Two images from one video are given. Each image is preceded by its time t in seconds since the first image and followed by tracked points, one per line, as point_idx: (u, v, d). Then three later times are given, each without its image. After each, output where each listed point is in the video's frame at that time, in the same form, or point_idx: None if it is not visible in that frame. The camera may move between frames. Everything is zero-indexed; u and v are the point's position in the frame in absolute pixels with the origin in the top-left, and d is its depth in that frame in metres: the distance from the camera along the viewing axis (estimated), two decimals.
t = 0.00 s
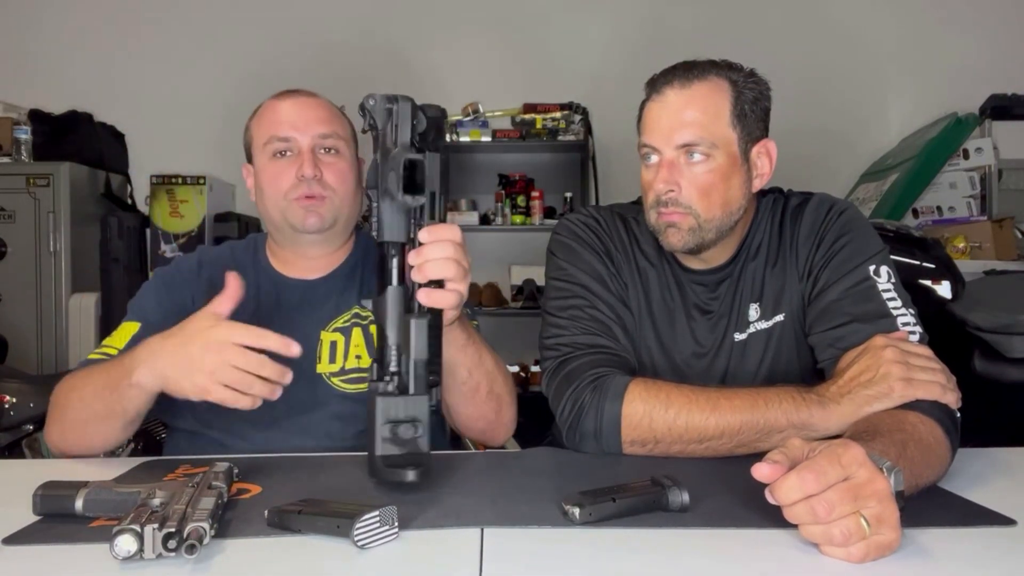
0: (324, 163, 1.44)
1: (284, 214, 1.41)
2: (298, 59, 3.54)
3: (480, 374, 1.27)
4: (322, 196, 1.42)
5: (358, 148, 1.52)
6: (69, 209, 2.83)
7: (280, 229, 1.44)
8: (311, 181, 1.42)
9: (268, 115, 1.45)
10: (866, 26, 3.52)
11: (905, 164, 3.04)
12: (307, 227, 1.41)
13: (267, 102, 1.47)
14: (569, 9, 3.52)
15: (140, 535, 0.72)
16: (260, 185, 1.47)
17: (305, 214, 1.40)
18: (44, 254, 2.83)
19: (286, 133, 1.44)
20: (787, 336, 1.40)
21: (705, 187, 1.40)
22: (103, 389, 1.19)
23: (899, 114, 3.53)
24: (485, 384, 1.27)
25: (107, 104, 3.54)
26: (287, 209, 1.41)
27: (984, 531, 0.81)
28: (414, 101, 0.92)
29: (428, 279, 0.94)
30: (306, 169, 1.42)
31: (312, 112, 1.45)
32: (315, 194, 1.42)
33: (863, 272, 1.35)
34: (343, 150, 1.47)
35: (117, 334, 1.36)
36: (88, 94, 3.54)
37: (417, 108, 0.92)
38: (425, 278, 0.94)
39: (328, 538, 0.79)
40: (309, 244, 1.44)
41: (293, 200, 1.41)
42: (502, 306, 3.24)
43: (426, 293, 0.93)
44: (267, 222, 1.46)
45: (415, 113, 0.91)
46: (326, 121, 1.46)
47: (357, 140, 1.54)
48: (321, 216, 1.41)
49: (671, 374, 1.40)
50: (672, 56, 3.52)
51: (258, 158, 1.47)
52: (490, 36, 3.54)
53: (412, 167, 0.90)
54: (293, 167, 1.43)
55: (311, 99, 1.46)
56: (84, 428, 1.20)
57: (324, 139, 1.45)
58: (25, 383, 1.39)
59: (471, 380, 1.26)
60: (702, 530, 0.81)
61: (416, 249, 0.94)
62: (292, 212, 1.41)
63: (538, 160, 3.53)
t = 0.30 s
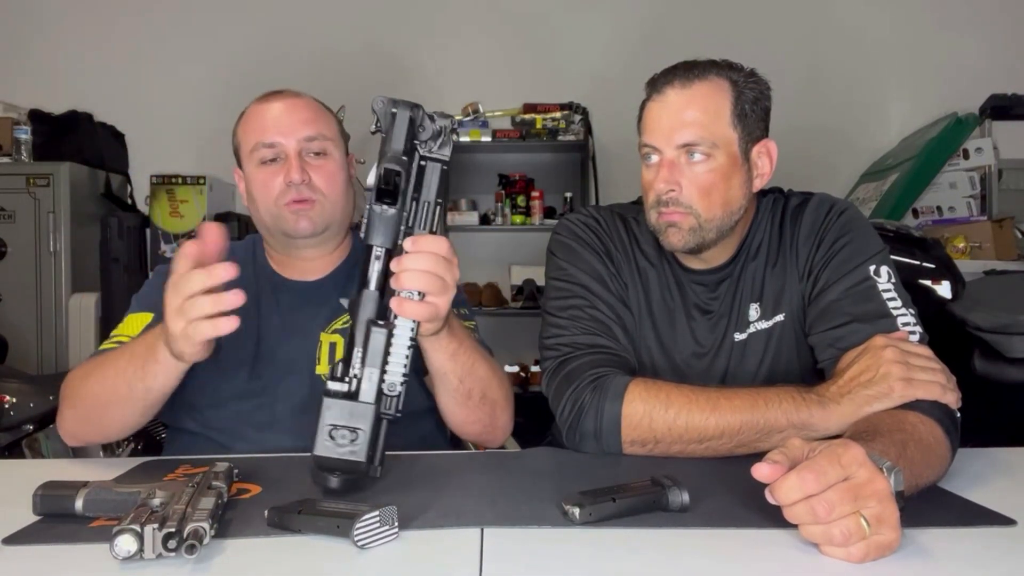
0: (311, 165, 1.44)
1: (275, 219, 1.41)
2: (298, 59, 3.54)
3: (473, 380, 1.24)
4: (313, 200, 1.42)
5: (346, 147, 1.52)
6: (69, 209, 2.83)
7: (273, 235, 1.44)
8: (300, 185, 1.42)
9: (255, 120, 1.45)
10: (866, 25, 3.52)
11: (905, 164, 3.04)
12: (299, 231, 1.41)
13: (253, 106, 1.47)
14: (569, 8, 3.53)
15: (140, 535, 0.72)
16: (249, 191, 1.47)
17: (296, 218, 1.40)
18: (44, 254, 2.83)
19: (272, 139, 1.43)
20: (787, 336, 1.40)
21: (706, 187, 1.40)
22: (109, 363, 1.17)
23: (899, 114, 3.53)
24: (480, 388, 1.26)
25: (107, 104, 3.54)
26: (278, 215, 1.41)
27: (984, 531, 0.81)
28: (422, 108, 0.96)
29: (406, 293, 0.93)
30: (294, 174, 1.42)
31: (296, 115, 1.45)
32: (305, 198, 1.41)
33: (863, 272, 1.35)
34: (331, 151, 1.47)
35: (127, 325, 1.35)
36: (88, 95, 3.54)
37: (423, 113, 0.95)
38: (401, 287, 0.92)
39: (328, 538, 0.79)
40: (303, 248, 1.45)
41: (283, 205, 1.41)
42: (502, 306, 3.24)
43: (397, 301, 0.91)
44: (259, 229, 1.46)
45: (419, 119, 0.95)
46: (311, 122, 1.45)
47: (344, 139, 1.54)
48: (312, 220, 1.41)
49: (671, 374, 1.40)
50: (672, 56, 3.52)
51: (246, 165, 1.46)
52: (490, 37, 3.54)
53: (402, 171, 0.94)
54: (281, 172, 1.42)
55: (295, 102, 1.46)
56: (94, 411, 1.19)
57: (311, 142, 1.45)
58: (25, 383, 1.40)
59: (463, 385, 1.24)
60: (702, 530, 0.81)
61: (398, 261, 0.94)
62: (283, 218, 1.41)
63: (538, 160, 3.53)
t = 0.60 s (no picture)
0: (311, 160, 1.45)
1: (274, 213, 1.43)
2: (298, 59, 3.54)
3: (462, 373, 1.24)
4: (312, 192, 1.42)
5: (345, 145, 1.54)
6: (69, 209, 2.83)
7: (273, 228, 1.45)
8: (300, 177, 1.43)
9: (254, 117, 1.46)
10: (867, 25, 3.52)
11: (905, 164, 3.04)
12: (298, 224, 1.42)
13: (254, 105, 1.48)
14: (569, 8, 3.53)
15: (140, 535, 0.72)
16: (249, 185, 1.48)
17: (295, 210, 1.41)
18: (44, 254, 2.83)
19: (273, 134, 1.45)
20: (787, 336, 1.40)
21: (706, 187, 1.40)
22: (121, 347, 1.20)
23: (899, 114, 3.53)
24: (472, 380, 1.26)
25: (106, 104, 3.54)
26: (278, 207, 1.42)
27: (983, 531, 0.81)
28: (429, 99, 0.94)
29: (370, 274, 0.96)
30: (294, 166, 1.43)
31: (296, 111, 1.46)
32: (304, 190, 1.42)
33: (863, 272, 1.35)
34: (330, 146, 1.48)
35: (133, 309, 1.35)
36: (88, 94, 3.54)
37: (430, 107, 0.94)
38: (361, 266, 0.96)
39: (328, 538, 0.79)
40: (300, 242, 1.46)
41: (284, 197, 1.42)
42: (502, 306, 3.24)
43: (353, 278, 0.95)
44: (259, 222, 1.47)
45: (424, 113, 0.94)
46: (310, 119, 1.47)
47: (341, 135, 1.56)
48: (311, 212, 1.42)
49: (672, 374, 1.40)
50: (672, 56, 3.52)
51: (246, 161, 1.48)
52: (490, 36, 3.54)
53: (398, 163, 0.93)
54: (281, 166, 1.43)
55: (295, 99, 1.48)
56: (97, 392, 1.19)
57: (310, 137, 1.46)
58: (26, 384, 1.40)
59: (453, 377, 1.24)
60: (702, 530, 0.81)
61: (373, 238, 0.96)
62: (282, 210, 1.42)
63: (538, 160, 3.53)
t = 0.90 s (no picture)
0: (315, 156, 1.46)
1: (276, 205, 1.42)
2: (298, 58, 3.54)
3: (506, 363, 1.23)
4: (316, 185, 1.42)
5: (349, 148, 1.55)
6: (69, 209, 2.83)
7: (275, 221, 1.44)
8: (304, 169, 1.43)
9: (261, 118, 1.47)
10: (866, 25, 3.52)
11: (905, 164, 3.04)
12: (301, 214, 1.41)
13: (260, 107, 1.50)
14: (569, 8, 3.53)
15: (140, 535, 0.72)
16: (253, 182, 1.49)
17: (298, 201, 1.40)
18: (44, 254, 2.83)
19: (278, 130, 1.45)
20: (787, 336, 1.40)
21: (706, 187, 1.40)
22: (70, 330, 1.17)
23: (899, 114, 3.53)
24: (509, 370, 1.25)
25: (107, 104, 3.54)
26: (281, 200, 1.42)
27: (983, 531, 0.81)
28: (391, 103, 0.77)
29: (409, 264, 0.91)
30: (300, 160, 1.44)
31: (302, 111, 1.48)
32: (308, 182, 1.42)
33: (863, 272, 1.35)
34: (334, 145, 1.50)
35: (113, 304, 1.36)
36: (88, 94, 3.54)
37: (392, 111, 0.77)
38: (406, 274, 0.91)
39: (328, 538, 0.79)
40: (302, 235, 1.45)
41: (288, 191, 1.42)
42: (502, 306, 3.24)
43: (403, 286, 0.90)
44: (261, 217, 1.46)
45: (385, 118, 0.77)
46: (316, 119, 1.48)
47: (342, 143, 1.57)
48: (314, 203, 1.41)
49: (671, 374, 1.40)
50: (671, 56, 3.52)
51: (251, 158, 1.48)
52: (490, 36, 3.54)
53: (354, 169, 0.78)
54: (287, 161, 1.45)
55: (300, 101, 1.50)
56: (50, 372, 1.17)
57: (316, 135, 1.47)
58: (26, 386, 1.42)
59: (498, 369, 1.22)
60: (702, 530, 0.81)
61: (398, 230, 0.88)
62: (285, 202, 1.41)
63: (538, 160, 3.53)
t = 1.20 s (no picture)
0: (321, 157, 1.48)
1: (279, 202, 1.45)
2: (298, 58, 3.54)
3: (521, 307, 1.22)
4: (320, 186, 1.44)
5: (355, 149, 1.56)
6: (69, 209, 2.83)
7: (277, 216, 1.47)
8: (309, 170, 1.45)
9: (270, 114, 1.48)
10: (867, 26, 3.53)
11: (905, 164, 3.04)
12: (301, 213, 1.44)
13: (271, 104, 1.51)
14: (569, 8, 3.53)
15: (140, 535, 0.72)
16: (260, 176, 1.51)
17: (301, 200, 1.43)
18: (44, 254, 2.83)
19: (288, 128, 1.46)
20: (787, 335, 1.40)
21: (705, 187, 1.40)
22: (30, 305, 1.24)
23: (899, 113, 3.53)
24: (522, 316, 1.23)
25: (106, 104, 3.54)
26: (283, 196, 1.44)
27: (982, 531, 0.81)
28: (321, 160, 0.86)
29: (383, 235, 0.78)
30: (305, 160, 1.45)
31: (313, 111, 1.49)
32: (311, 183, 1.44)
33: (864, 272, 1.35)
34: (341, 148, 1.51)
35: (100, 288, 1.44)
36: (88, 95, 3.53)
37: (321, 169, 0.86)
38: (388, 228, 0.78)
39: (328, 538, 0.79)
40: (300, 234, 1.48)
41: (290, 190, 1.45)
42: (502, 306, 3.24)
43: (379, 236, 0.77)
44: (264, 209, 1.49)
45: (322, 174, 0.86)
46: (327, 120, 1.49)
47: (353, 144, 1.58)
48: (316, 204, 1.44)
49: (671, 374, 1.40)
50: (672, 56, 3.52)
51: (258, 150, 1.50)
52: (490, 36, 3.54)
53: (280, 215, 0.85)
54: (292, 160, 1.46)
55: (311, 102, 1.51)
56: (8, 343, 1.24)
57: (324, 135, 1.48)
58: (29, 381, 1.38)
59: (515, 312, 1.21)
60: (702, 530, 0.81)
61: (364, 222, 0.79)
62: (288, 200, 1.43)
63: (538, 160, 3.53)
